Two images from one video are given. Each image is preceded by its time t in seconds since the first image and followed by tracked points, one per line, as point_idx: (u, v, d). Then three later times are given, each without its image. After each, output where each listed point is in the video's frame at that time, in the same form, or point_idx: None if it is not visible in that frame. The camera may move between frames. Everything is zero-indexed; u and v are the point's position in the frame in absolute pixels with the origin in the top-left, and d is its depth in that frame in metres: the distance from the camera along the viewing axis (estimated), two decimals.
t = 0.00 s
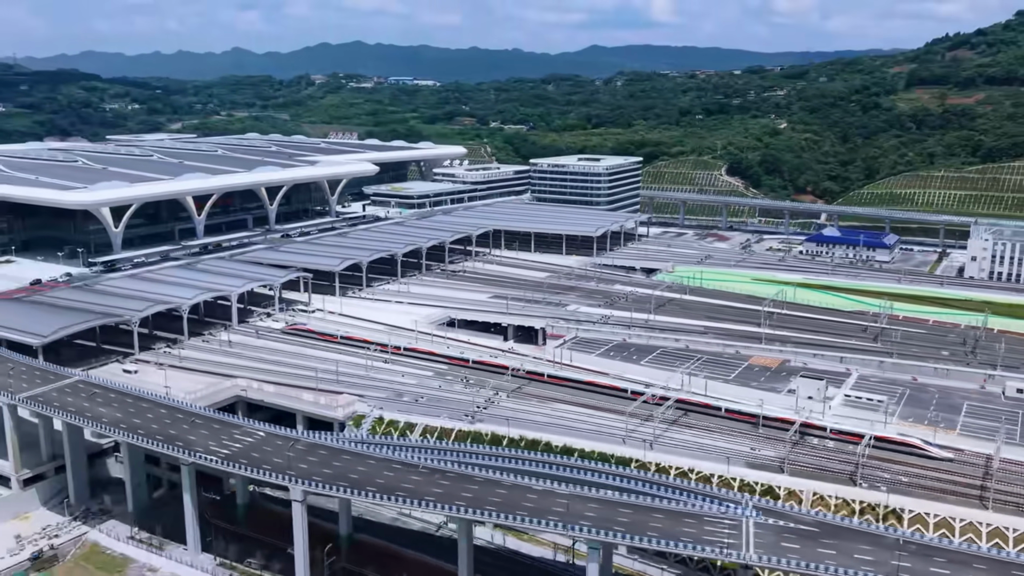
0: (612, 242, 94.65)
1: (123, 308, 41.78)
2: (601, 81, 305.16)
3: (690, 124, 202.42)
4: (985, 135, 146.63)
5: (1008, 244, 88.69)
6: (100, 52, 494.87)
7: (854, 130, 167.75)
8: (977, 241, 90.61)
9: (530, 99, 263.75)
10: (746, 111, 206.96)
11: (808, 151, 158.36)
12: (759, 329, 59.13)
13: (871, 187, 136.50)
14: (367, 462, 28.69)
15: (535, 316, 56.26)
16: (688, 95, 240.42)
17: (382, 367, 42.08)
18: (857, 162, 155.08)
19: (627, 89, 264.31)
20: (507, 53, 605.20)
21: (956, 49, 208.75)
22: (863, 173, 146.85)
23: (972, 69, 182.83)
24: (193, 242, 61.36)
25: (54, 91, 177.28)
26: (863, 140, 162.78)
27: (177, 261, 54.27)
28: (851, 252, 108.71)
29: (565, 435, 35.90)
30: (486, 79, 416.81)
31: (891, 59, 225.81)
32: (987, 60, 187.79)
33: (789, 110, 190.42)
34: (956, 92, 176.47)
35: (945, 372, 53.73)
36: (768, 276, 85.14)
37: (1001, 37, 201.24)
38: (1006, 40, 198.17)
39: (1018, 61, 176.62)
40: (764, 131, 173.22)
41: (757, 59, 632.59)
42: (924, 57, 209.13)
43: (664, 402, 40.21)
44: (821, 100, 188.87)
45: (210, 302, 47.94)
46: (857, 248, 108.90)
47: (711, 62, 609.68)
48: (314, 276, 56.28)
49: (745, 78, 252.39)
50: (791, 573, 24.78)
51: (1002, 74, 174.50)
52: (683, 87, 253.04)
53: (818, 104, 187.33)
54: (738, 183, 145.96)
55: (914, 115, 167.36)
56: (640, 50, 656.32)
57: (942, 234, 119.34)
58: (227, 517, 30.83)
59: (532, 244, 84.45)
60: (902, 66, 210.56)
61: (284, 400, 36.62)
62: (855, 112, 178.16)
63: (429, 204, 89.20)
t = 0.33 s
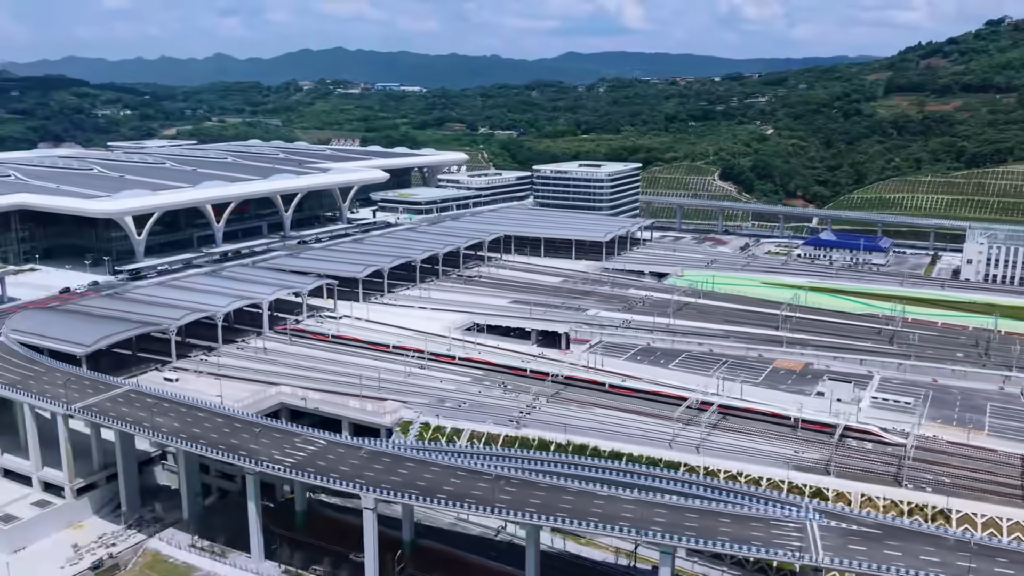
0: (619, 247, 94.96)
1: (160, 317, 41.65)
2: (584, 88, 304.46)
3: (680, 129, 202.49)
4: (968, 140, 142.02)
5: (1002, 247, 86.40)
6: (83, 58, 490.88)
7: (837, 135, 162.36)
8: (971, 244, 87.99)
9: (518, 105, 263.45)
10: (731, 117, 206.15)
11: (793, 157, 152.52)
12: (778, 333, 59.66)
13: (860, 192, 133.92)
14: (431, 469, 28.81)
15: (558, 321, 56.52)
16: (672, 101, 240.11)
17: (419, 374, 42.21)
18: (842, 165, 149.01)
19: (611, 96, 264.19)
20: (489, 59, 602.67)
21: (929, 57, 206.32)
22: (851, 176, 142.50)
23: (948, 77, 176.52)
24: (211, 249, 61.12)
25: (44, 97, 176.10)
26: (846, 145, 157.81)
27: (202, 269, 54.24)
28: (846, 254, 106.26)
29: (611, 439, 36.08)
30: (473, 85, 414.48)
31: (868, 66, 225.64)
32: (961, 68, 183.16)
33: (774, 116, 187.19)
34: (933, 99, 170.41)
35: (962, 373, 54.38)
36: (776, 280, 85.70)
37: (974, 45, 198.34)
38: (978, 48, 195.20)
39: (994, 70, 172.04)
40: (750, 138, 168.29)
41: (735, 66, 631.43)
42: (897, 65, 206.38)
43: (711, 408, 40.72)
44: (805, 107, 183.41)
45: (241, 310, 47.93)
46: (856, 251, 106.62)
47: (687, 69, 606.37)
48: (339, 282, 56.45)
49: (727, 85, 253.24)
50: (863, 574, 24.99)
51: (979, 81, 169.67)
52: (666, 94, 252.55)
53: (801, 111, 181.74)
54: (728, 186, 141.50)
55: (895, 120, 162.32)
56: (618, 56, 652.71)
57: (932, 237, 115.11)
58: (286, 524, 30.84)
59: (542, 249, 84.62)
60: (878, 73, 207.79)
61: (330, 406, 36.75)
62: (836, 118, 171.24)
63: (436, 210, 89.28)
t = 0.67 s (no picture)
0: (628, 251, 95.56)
1: (207, 325, 41.84)
2: (571, 94, 305.05)
3: (673, 134, 203.27)
4: (953, 147, 140.64)
5: (1002, 251, 86.63)
6: (70, 64, 488.24)
7: (822, 142, 159.47)
8: (970, 248, 88.31)
9: (509, 111, 263.83)
10: (719, 124, 206.43)
11: (783, 163, 150.66)
12: (801, 336, 60.48)
13: (852, 196, 133.25)
14: (505, 475, 29.26)
15: (586, 326, 57.09)
16: (658, 108, 240.77)
17: (465, 379, 42.60)
18: (829, 167, 147.86)
19: (598, 102, 264.78)
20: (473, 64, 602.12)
21: (904, 66, 205.46)
22: (842, 181, 141.87)
23: (927, 85, 174.67)
24: (237, 257, 61.19)
25: (39, 103, 175.51)
26: (832, 151, 156.08)
27: (234, 277, 54.46)
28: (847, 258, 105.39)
29: (664, 443, 36.47)
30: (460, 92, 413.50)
31: (846, 74, 225.71)
32: (936, 77, 181.28)
33: (762, 123, 187.56)
34: (913, 106, 168.31)
35: (984, 374, 55.45)
36: (787, 283, 86.57)
37: (947, 54, 196.91)
38: (952, 56, 193.92)
39: (970, 78, 170.08)
40: (740, 144, 167.06)
41: (711, 74, 626.87)
42: (875, 72, 205.01)
43: (759, 412, 41.68)
44: (792, 114, 182.00)
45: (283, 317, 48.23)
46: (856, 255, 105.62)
47: (666, 76, 604.57)
48: (371, 289, 56.83)
49: (709, 92, 254.80)
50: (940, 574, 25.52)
51: (956, 89, 166.95)
52: (652, 101, 252.85)
53: (788, 118, 180.90)
54: (725, 192, 141.50)
55: (877, 126, 158.65)
56: (595, 62, 651.43)
57: (924, 241, 115.43)
58: (355, 529, 31.17)
59: (556, 254, 85.29)
60: (856, 80, 206.63)
61: (385, 412, 37.14)
62: (821, 125, 169.54)
63: (448, 216, 89.73)
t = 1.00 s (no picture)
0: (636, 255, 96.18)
1: (249, 331, 42.22)
2: (561, 99, 305.88)
3: (666, 139, 204.23)
4: (941, 152, 140.88)
5: (999, 254, 86.81)
6: (59, 70, 487.03)
7: (810, 148, 159.47)
8: (968, 252, 89.02)
9: (501, 117, 264.38)
10: (710, 131, 207.15)
11: (775, 167, 150.77)
12: (822, 339, 61.22)
13: (847, 200, 133.68)
14: (569, 479, 29.79)
15: (611, 329, 57.59)
16: (647, 113, 241.56)
17: (505, 384, 43.00)
18: (823, 172, 148.46)
19: (588, 108, 265.49)
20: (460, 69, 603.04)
21: (885, 73, 205.91)
22: (835, 185, 142.47)
23: (910, 92, 174.67)
24: (261, 262, 61.42)
25: (38, 109, 175.30)
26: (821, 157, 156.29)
27: (264, 282, 54.82)
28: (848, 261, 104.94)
29: (711, 445, 36.90)
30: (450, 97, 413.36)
31: (828, 81, 226.50)
32: (917, 84, 181.51)
33: (752, 129, 188.23)
34: (898, 113, 168.21)
35: (1002, 374, 56.30)
36: (797, 286, 87.42)
37: (927, 62, 197.27)
38: (930, 64, 194.66)
39: (952, 86, 168.53)
40: (733, 150, 167.85)
41: (693, 80, 627.30)
42: (857, 79, 205.16)
43: (798, 414, 42.29)
44: (780, 120, 182.84)
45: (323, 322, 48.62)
46: (858, 258, 104.53)
47: (651, 83, 604.76)
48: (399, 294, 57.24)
49: (696, 98, 255.87)
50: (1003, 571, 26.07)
51: (938, 96, 166.29)
52: (641, 107, 253.74)
53: (778, 123, 181.78)
54: (722, 196, 142.24)
55: (864, 132, 158.58)
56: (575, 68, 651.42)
57: (917, 244, 116.16)
58: (416, 532, 31.55)
59: (569, 258, 85.84)
60: (838, 87, 206.95)
61: (432, 416, 37.54)
62: (808, 131, 169.57)
63: (458, 221, 90.16)
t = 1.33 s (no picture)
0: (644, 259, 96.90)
1: (292, 337, 42.70)
2: (549, 105, 306.78)
3: (659, 144, 205.32)
4: (929, 158, 142.11)
5: (995, 256, 87.79)
6: (48, 76, 485.27)
7: (799, 153, 160.63)
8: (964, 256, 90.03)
9: (493, 122, 265.05)
10: (701, 136, 208.22)
11: (768, 172, 151.91)
12: (840, 340, 62.16)
13: (840, 204, 134.50)
14: (631, 482, 30.46)
15: (634, 333, 58.26)
16: (635, 119, 242.53)
17: (544, 388, 43.62)
18: (816, 177, 149.54)
19: (578, 114, 266.35)
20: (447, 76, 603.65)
21: (867, 80, 207.54)
22: (829, 189, 143.58)
23: (894, 98, 175.83)
24: (285, 268, 61.83)
25: (36, 115, 174.93)
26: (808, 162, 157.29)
27: (294, 288, 55.27)
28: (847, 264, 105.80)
29: (754, 446, 37.60)
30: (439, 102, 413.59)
31: (810, 88, 227.95)
32: (899, 91, 182.74)
33: (742, 134, 189.37)
34: (883, 119, 169.46)
35: (1016, 373, 57.32)
36: (805, 288, 88.39)
37: (906, 69, 199.09)
38: (908, 72, 196.03)
39: (932, 93, 169.68)
40: (725, 155, 168.87)
41: (674, 86, 630.33)
42: (838, 86, 206.39)
43: (833, 416, 43.10)
44: (769, 126, 184.01)
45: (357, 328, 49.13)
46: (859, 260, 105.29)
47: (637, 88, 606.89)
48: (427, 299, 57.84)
49: (682, 105, 257.05)
50: None
51: (921, 103, 167.21)
52: (630, 112, 254.86)
53: (767, 129, 182.91)
54: (719, 200, 143.26)
55: (851, 138, 159.77)
56: (558, 74, 652.71)
57: (910, 247, 117.17)
58: (476, 535, 32.14)
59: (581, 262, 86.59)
60: (821, 94, 208.08)
61: (478, 419, 38.13)
62: (796, 137, 170.81)
63: (469, 226, 90.74)
